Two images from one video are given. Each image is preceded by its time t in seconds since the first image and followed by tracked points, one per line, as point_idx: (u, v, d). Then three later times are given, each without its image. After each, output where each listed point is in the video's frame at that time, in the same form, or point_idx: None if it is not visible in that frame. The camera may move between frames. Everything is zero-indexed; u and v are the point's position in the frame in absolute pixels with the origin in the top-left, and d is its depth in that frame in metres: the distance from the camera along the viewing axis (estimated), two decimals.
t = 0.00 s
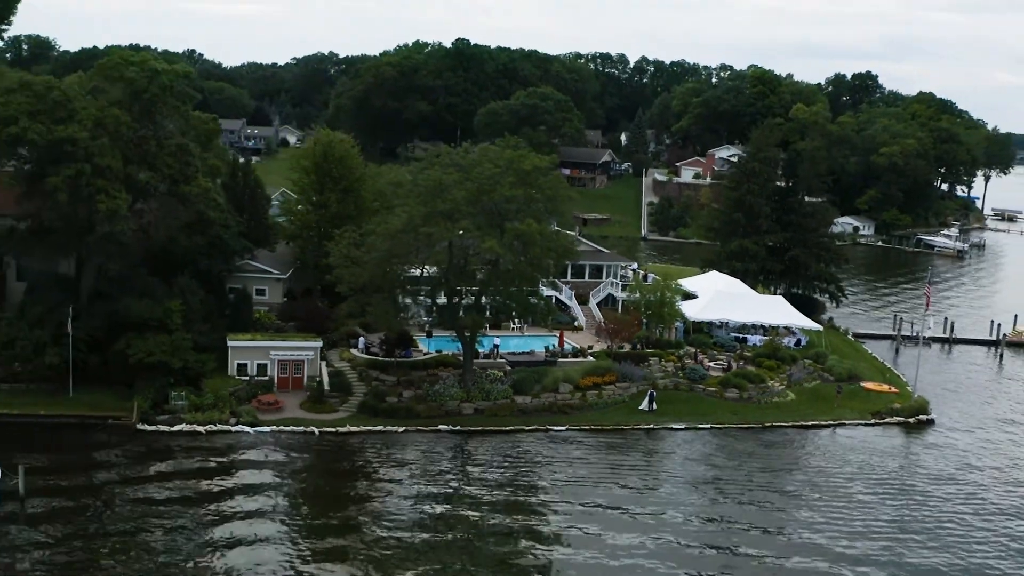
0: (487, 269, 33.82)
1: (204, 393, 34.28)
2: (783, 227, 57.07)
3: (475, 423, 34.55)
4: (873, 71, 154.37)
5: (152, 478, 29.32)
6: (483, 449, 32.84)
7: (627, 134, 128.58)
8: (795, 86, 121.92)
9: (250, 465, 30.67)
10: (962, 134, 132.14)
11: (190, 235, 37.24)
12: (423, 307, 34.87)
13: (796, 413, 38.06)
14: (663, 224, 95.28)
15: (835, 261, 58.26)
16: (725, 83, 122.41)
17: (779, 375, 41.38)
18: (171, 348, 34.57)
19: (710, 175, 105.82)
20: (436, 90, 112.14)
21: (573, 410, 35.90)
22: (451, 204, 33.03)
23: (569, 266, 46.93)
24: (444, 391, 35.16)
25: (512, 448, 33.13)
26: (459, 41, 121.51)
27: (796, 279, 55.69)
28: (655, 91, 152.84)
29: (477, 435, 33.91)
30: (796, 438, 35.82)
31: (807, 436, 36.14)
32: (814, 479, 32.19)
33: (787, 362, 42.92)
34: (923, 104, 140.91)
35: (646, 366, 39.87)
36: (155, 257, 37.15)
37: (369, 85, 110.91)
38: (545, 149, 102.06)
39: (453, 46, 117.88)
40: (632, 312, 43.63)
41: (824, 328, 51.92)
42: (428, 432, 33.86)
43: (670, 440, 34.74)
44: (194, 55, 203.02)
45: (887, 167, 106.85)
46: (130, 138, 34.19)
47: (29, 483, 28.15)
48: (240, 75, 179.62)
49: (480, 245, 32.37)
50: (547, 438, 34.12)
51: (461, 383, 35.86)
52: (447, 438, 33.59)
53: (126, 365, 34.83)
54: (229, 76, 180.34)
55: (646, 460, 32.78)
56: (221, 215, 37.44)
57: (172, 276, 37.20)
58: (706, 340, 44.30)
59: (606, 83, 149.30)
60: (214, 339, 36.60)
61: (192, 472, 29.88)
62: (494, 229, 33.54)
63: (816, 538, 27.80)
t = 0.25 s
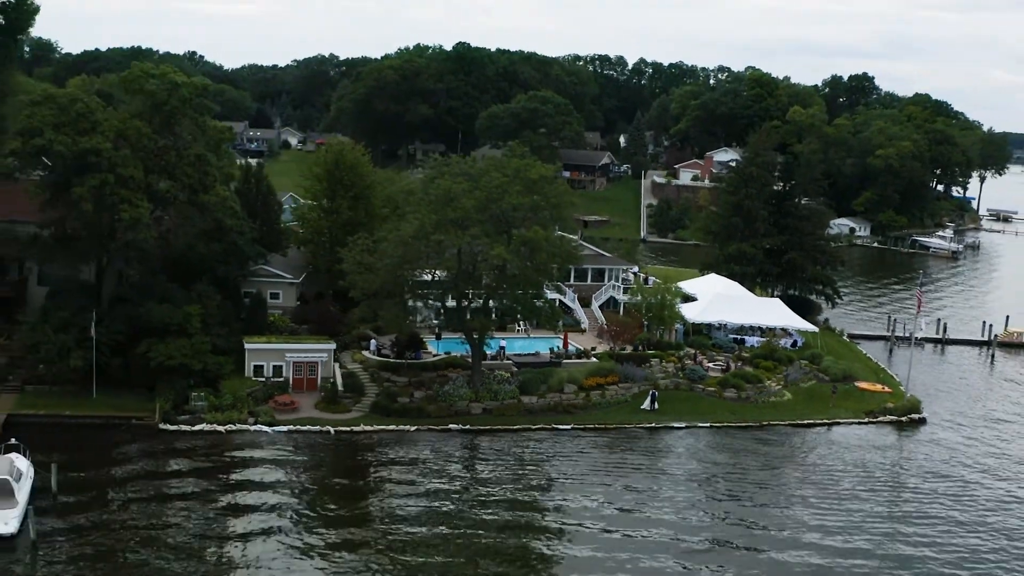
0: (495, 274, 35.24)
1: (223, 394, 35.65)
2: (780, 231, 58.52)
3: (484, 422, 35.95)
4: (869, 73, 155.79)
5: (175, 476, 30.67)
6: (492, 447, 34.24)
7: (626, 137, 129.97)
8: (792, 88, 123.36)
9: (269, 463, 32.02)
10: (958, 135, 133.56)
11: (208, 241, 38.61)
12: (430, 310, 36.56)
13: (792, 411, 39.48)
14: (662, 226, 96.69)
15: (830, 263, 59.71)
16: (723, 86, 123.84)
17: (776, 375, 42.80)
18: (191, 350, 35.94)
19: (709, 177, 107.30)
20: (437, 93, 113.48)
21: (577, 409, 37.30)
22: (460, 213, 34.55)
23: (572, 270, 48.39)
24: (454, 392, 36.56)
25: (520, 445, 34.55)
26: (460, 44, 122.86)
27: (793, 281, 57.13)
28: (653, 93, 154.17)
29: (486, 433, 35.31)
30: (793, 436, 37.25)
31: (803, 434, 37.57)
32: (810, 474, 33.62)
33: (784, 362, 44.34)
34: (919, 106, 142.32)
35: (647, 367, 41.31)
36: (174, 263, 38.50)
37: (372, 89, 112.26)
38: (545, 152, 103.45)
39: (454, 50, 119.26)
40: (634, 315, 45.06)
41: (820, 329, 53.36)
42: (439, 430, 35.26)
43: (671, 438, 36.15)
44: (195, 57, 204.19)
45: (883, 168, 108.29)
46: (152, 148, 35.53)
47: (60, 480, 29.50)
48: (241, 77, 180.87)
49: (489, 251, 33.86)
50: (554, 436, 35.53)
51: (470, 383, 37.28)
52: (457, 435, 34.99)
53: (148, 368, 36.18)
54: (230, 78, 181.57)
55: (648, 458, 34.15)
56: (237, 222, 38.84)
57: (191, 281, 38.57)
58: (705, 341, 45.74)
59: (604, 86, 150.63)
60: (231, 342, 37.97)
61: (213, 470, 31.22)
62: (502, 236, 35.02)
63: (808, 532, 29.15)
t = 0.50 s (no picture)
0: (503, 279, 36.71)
1: (241, 394, 37.04)
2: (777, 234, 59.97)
3: (492, 421, 37.38)
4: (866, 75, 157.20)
5: (196, 474, 32.01)
6: (500, 445, 35.67)
7: (625, 139, 131.36)
8: (789, 91, 124.75)
9: (285, 461, 33.35)
10: (954, 137, 135.02)
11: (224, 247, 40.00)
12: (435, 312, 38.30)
13: (788, 410, 40.91)
14: (661, 228, 98.11)
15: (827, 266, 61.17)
16: (721, 89, 125.26)
17: (773, 375, 44.23)
18: (209, 352, 37.31)
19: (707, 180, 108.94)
20: (438, 96, 114.85)
21: (582, 409, 38.74)
22: (470, 220, 36.16)
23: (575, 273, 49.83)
24: (463, 392, 37.98)
25: (528, 443, 35.98)
26: (461, 48, 124.26)
27: (790, 283, 58.58)
28: (652, 95, 155.53)
29: (494, 432, 36.74)
30: (789, 434, 38.70)
31: (799, 432, 39.01)
32: (805, 471, 35.06)
33: (781, 363, 45.77)
34: (915, 108, 143.77)
35: (648, 368, 42.75)
36: (192, 268, 39.87)
37: (374, 92, 113.61)
38: (545, 155, 104.85)
39: (456, 53, 120.65)
40: (635, 316, 46.48)
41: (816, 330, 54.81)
42: (449, 429, 36.70)
43: (672, 436, 37.57)
44: (196, 59, 205.43)
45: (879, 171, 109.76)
46: (173, 158, 36.93)
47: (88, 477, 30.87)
48: (243, 79, 182.17)
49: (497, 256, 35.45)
50: (559, 434, 36.96)
51: (478, 384, 38.72)
52: (467, 434, 36.42)
53: (168, 369, 37.55)
54: (232, 79, 182.84)
55: (650, 455, 35.59)
56: (254, 228, 40.26)
57: (208, 285, 39.97)
58: (704, 342, 47.19)
59: (604, 88, 151.97)
60: (248, 344, 39.34)
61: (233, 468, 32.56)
62: (510, 243, 36.57)
63: (801, 528, 30.48)
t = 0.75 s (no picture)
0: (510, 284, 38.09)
1: (257, 395, 38.38)
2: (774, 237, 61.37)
3: (499, 421, 38.78)
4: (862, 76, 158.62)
5: (217, 472, 33.37)
6: (507, 444, 37.06)
7: (624, 141, 132.73)
8: (786, 93, 126.18)
9: (300, 460, 34.67)
10: (949, 138, 136.48)
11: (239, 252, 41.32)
12: (443, 314, 39.64)
13: (784, 409, 42.31)
14: (660, 229, 99.48)
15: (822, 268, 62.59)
16: (719, 92, 126.68)
17: (770, 376, 45.61)
18: (226, 354, 38.64)
19: (705, 182, 110.53)
20: (440, 99, 116.17)
21: (585, 408, 40.14)
22: (478, 227, 37.83)
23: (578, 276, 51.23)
24: (470, 392, 39.39)
25: (534, 442, 37.37)
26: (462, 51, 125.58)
27: (787, 285, 59.99)
28: (651, 97, 156.88)
29: (501, 431, 38.14)
30: (785, 432, 40.11)
31: (795, 431, 40.41)
32: (800, 468, 36.47)
33: (778, 363, 47.16)
34: (911, 110, 145.20)
35: (649, 368, 44.14)
36: (208, 273, 41.20)
37: (376, 96, 114.90)
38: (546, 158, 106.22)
39: (457, 57, 121.97)
40: (636, 319, 47.85)
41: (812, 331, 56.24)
42: (458, 428, 38.09)
43: (673, 435, 38.95)
44: (197, 60, 206.53)
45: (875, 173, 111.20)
46: (191, 167, 38.26)
47: (114, 475, 32.18)
48: (244, 80, 183.47)
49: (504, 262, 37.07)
50: (564, 433, 38.35)
51: (485, 384, 40.15)
52: (475, 433, 37.80)
53: (186, 371, 38.89)
54: (233, 80, 183.97)
55: (651, 454, 36.98)
56: (268, 234, 41.63)
57: (224, 290, 41.29)
58: (703, 344, 48.59)
59: (603, 90, 153.30)
60: (262, 346, 40.70)
61: (250, 467, 33.81)
62: (517, 249, 38.12)
63: (796, 525, 31.74)
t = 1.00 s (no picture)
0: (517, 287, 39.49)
1: (273, 395, 39.78)
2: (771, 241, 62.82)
3: (507, 420, 40.26)
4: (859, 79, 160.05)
5: (236, 471, 34.79)
6: (514, 442, 38.51)
7: (623, 143, 134.14)
8: (784, 96, 127.59)
9: (315, 459, 36.10)
10: (945, 140, 137.96)
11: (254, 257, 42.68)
12: (449, 317, 41.34)
13: (782, 409, 43.72)
14: (660, 232, 100.81)
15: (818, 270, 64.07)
16: (717, 95, 128.06)
17: (768, 376, 47.03)
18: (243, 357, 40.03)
19: (704, 184, 112.00)
20: (441, 103, 117.48)
21: (589, 408, 41.62)
22: (486, 233, 39.65)
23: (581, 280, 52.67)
24: (478, 393, 40.87)
25: (540, 441, 38.83)
26: (462, 55, 126.88)
27: (783, 287, 61.47)
28: (649, 99, 158.28)
29: (509, 430, 39.61)
30: (782, 431, 41.56)
31: (792, 429, 41.86)
32: (795, 465, 37.94)
33: (775, 364, 48.59)
34: (907, 112, 146.65)
35: (651, 370, 45.59)
36: (224, 278, 42.58)
37: (379, 99, 116.18)
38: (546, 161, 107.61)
39: (458, 60, 123.26)
40: (638, 321, 49.20)
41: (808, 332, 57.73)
42: (467, 428, 39.57)
43: (673, 434, 40.39)
44: (198, 62, 207.79)
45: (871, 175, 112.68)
46: (208, 176, 39.63)
47: (138, 473, 33.54)
48: (245, 82, 184.80)
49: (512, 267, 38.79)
50: (568, 432, 39.83)
51: (493, 385, 41.68)
52: (483, 432, 39.29)
53: (204, 373, 40.27)
54: (234, 82, 185.22)
55: (652, 451, 38.45)
56: (282, 240, 43.02)
57: (239, 294, 42.68)
58: (702, 345, 50.04)
59: (602, 92, 154.68)
60: (277, 348, 42.11)
61: (267, 466, 35.19)
62: (524, 255, 39.75)
63: (792, 520, 33.19)
